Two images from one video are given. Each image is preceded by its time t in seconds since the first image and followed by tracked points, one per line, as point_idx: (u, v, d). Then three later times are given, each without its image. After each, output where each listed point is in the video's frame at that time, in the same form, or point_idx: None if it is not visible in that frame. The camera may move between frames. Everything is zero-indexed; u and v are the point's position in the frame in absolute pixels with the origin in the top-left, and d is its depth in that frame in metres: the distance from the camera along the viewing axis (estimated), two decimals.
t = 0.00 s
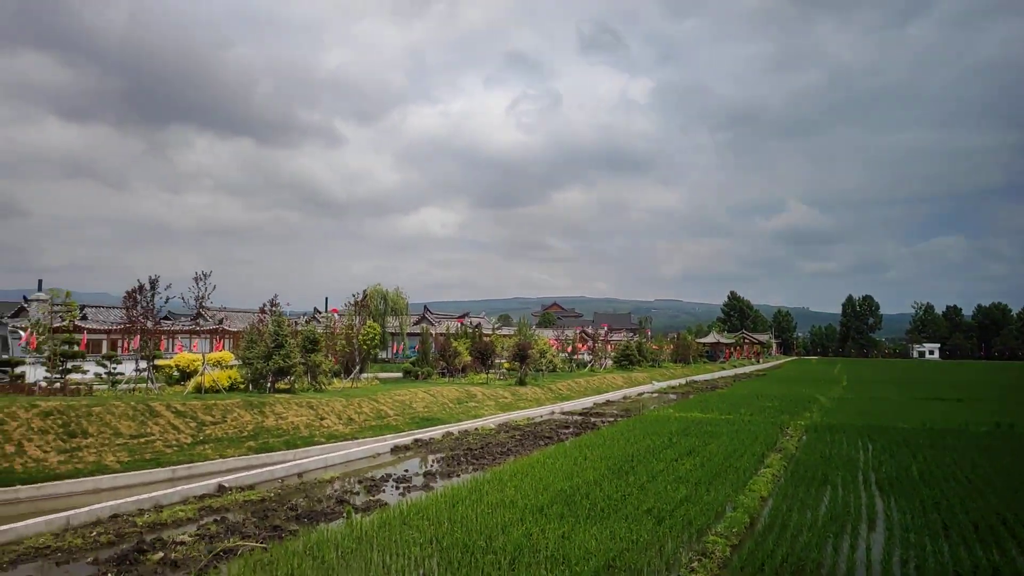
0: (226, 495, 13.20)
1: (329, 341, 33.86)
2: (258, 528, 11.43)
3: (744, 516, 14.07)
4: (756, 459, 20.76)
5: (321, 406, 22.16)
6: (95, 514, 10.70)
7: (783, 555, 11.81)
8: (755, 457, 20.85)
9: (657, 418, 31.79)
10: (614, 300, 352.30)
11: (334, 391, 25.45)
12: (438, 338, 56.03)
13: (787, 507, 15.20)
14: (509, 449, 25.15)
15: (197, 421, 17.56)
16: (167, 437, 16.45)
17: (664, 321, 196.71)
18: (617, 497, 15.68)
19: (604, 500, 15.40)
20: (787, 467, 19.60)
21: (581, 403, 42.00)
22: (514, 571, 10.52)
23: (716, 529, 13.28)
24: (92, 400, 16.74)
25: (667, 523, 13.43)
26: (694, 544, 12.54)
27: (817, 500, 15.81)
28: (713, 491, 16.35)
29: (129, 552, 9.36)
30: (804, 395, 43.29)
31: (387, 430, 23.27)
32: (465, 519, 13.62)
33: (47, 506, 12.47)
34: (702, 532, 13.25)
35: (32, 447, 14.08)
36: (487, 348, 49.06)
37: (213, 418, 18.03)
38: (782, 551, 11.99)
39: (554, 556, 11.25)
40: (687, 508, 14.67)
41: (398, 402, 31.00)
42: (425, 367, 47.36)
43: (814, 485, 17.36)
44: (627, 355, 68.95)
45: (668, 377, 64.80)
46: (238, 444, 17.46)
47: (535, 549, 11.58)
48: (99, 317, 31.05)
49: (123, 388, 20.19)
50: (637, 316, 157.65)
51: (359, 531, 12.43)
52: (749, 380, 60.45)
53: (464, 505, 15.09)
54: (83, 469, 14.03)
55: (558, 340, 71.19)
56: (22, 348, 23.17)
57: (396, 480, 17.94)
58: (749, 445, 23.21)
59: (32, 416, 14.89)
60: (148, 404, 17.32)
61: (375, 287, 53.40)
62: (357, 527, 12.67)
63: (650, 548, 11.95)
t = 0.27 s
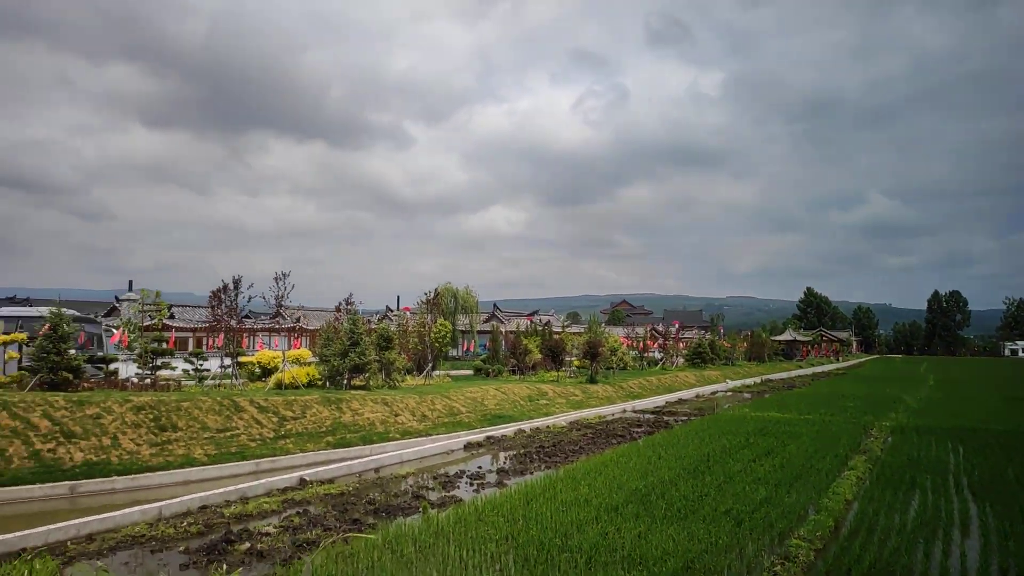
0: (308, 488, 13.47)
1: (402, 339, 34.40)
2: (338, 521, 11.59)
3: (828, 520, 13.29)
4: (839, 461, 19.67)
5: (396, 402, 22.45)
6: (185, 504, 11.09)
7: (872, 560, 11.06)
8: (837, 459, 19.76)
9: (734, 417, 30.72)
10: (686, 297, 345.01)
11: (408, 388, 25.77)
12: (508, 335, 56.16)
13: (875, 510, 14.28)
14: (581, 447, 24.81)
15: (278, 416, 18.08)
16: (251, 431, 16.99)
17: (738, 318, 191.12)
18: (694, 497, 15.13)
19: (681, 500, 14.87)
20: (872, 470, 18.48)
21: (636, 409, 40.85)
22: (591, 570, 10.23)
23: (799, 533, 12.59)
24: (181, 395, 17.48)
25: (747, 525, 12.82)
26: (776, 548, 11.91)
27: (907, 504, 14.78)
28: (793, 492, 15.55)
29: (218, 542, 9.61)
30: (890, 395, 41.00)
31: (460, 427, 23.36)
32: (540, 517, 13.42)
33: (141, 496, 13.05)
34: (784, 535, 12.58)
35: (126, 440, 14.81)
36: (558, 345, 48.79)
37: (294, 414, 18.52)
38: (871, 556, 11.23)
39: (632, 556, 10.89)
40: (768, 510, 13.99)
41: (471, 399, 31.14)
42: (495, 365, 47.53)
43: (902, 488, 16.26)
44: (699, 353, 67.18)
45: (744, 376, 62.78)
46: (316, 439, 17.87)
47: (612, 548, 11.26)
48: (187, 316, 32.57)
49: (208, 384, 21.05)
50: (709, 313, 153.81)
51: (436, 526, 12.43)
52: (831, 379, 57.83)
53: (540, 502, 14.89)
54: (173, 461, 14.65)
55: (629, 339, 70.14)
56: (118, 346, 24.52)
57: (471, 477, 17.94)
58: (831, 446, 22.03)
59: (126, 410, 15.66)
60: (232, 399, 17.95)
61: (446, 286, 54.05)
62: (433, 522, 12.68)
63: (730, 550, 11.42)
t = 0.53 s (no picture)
0: (391, 484, 13.62)
1: (480, 337, 34.66)
2: (422, 517, 11.63)
3: (928, 527, 12.30)
4: (935, 465, 18.26)
5: (475, 400, 22.52)
6: (277, 497, 11.39)
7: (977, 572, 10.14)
8: (933, 463, 18.35)
9: (823, 418, 29.22)
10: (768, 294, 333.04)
11: (486, 386, 25.85)
12: (585, 334, 55.67)
13: (981, 519, 13.12)
14: (662, 448, 24.18)
15: (362, 413, 18.45)
16: (336, 427, 17.40)
17: (825, 316, 182.82)
18: (783, 501, 14.36)
19: (768, 504, 14.16)
20: (975, 475, 17.05)
21: (718, 409, 39.54)
22: (677, 574, 9.82)
23: (895, 541, 11.70)
24: (271, 392, 18.10)
25: (839, 531, 12.03)
26: (872, 556, 11.11)
27: (1014, 513, 13.49)
28: (887, 498, 14.50)
29: (307, 535, 9.80)
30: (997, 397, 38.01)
31: (538, 426, 23.20)
32: (622, 518, 13.05)
33: (235, 489, 13.54)
34: (880, 544, 11.69)
35: (220, 434, 15.44)
36: (636, 343, 47.94)
37: (377, 410, 18.85)
38: (977, 567, 10.30)
39: (719, 560, 10.40)
40: (861, 516, 13.09)
41: (549, 397, 30.96)
42: (572, 364, 47.19)
43: (1007, 496, 14.89)
44: (783, 352, 64.41)
45: (833, 376, 59.88)
46: (398, 435, 18.12)
47: (698, 552, 10.79)
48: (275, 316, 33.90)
49: (295, 381, 21.76)
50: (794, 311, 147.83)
51: (518, 524, 12.29)
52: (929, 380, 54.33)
53: (622, 503, 14.48)
54: (264, 455, 15.16)
55: (708, 337, 68.25)
56: (212, 344, 25.72)
57: (551, 476, 17.73)
58: (928, 450, 20.51)
59: (220, 405, 16.34)
60: (318, 396, 18.45)
61: (523, 285, 54.13)
62: (515, 521, 12.55)
63: (822, 557, 10.73)
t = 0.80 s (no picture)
0: (482, 483, 13.60)
1: (567, 337, 34.45)
2: (513, 517, 11.53)
3: None
4: None
5: (563, 400, 22.29)
6: (372, 493, 11.58)
7: None
8: None
9: (934, 423, 27.16)
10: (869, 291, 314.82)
11: (574, 386, 25.58)
12: (673, 333, 54.33)
13: None
14: (758, 451, 23.13)
15: (452, 412, 18.60)
16: (427, 425, 17.61)
17: (934, 313, 170.83)
18: (893, 510, 13.33)
19: (875, 513, 13.17)
20: None
21: (817, 412, 37.57)
22: None
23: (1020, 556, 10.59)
24: (365, 390, 18.55)
25: (954, 544, 11.01)
26: (996, 572, 10.09)
27: None
28: (1008, 510, 13.19)
29: (402, 531, 9.88)
30: None
31: (627, 427, 22.70)
32: (717, 523, 12.48)
33: (332, 484, 13.91)
34: (1001, 559, 10.59)
35: (317, 430, 15.94)
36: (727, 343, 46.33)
37: (466, 409, 18.96)
38: None
39: (826, 571, 9.71)
40: (976, 527, 11.97)
41: (637, 398, 30.32)
42: (660, 364, 46.14)
43: None
44: (886, 353, 60.09)
45: (944, 378, 55.77)
46: (487, 434, 18.15)
47: (803, 561, 10.12)
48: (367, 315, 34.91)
49: (386, 379, 22.27)
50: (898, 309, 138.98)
51: (610, 527, 11.97)
52: None
53: (717, 508, 13.84)
54: (359, 452, 15.53)
55: (804, 337, 65.15)
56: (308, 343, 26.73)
57: (641, 478, 17.26)
58: None
59: (317, 402, 16.88)
60: (410, 394, 18.75)
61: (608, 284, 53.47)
62: (606, 523, 12.24)
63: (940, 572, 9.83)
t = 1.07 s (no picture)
0: (583, 484, 13.37)
1: (667, 338, 33.58)
2: (617, 520, 11.24)
3: None
4: None
5: (664, 402, 21.67)
6: (475, 492, 11.60)
7: None
8: None
9: None
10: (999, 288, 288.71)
11: (675, 388, 24.83)
12: (779, 334, 51.85)
13: None
14: (877, 459, 21.57)
15: (551, 412, 18.47)
16: (527, 426, 17.57)
17: None
18: None
19: (1019, 528, 11.88)
20: None
21: (939, 419, 34.70)
22: None
23: None
24: (465, 389, 18.72)
25: None
26: None
27: None
28: None
29: (506, 531, 9.83)
30: None
31: (733, 431, 21.76)
32: (837, 534, 11.65)
33: (435, 482, 14.10)
34: None
35: (420, 429, 16.24)
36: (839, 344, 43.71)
37: (566, 410, 18.78)
38: None
39: None
40: None
41: (742, 401, 29.09)
42: (765, 366, 44.13)
43: None
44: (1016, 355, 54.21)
45: None
46: (588, 436, 17.89)
47: None
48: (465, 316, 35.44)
49: (486, 379, 22.47)
50: None
51: (718, 534, 11.43)
52: None
53: (835, 518, 12.94)
54: (461, 450, 15.69)
55: (925, 339, 60.51)
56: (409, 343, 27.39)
57: (750, 484, 16.45)
58: None
59: (420, 401, 17.21)
60: (509, 394, 18.78)
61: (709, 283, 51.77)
62: (715, 530, 11.71)
63: None
